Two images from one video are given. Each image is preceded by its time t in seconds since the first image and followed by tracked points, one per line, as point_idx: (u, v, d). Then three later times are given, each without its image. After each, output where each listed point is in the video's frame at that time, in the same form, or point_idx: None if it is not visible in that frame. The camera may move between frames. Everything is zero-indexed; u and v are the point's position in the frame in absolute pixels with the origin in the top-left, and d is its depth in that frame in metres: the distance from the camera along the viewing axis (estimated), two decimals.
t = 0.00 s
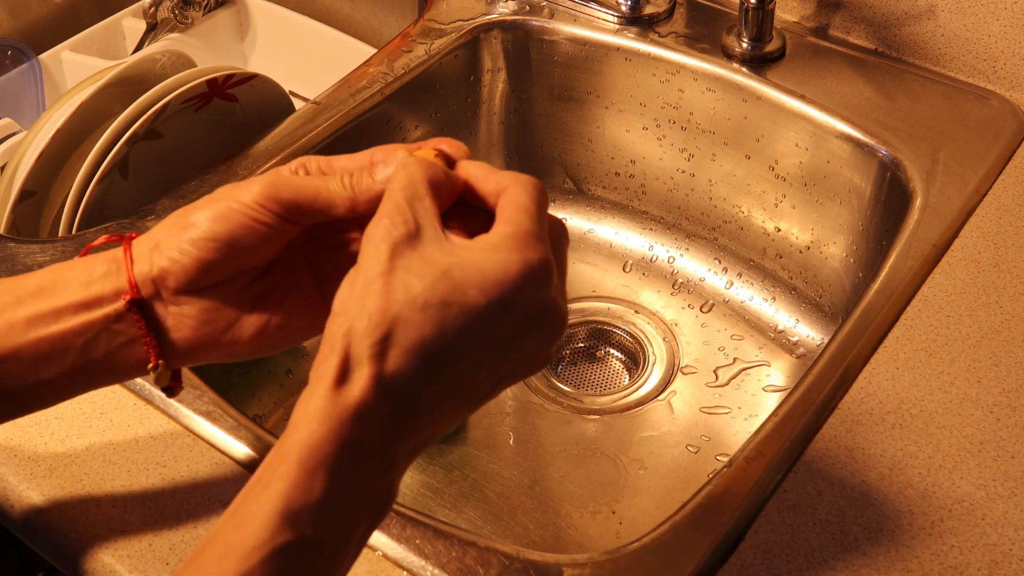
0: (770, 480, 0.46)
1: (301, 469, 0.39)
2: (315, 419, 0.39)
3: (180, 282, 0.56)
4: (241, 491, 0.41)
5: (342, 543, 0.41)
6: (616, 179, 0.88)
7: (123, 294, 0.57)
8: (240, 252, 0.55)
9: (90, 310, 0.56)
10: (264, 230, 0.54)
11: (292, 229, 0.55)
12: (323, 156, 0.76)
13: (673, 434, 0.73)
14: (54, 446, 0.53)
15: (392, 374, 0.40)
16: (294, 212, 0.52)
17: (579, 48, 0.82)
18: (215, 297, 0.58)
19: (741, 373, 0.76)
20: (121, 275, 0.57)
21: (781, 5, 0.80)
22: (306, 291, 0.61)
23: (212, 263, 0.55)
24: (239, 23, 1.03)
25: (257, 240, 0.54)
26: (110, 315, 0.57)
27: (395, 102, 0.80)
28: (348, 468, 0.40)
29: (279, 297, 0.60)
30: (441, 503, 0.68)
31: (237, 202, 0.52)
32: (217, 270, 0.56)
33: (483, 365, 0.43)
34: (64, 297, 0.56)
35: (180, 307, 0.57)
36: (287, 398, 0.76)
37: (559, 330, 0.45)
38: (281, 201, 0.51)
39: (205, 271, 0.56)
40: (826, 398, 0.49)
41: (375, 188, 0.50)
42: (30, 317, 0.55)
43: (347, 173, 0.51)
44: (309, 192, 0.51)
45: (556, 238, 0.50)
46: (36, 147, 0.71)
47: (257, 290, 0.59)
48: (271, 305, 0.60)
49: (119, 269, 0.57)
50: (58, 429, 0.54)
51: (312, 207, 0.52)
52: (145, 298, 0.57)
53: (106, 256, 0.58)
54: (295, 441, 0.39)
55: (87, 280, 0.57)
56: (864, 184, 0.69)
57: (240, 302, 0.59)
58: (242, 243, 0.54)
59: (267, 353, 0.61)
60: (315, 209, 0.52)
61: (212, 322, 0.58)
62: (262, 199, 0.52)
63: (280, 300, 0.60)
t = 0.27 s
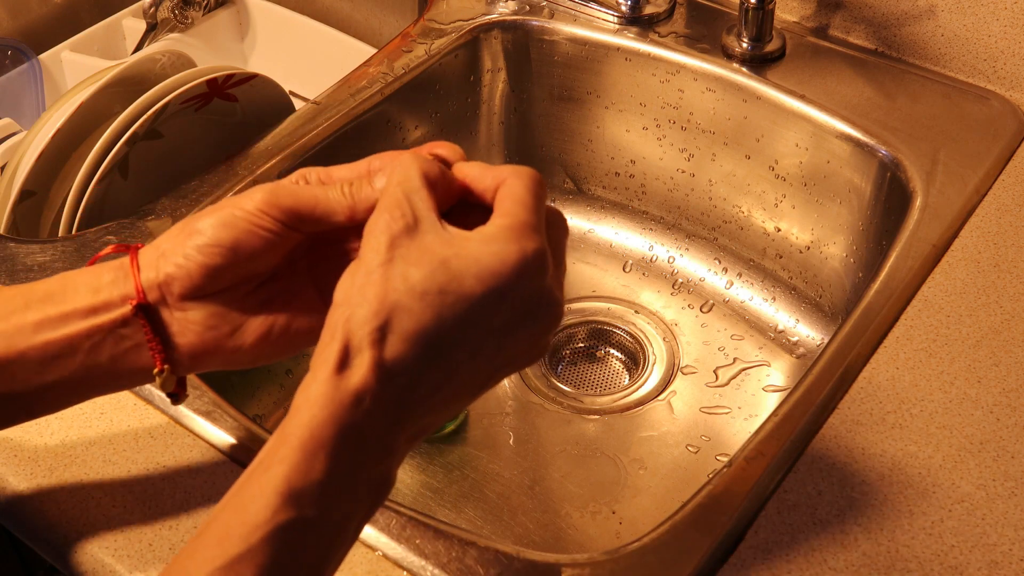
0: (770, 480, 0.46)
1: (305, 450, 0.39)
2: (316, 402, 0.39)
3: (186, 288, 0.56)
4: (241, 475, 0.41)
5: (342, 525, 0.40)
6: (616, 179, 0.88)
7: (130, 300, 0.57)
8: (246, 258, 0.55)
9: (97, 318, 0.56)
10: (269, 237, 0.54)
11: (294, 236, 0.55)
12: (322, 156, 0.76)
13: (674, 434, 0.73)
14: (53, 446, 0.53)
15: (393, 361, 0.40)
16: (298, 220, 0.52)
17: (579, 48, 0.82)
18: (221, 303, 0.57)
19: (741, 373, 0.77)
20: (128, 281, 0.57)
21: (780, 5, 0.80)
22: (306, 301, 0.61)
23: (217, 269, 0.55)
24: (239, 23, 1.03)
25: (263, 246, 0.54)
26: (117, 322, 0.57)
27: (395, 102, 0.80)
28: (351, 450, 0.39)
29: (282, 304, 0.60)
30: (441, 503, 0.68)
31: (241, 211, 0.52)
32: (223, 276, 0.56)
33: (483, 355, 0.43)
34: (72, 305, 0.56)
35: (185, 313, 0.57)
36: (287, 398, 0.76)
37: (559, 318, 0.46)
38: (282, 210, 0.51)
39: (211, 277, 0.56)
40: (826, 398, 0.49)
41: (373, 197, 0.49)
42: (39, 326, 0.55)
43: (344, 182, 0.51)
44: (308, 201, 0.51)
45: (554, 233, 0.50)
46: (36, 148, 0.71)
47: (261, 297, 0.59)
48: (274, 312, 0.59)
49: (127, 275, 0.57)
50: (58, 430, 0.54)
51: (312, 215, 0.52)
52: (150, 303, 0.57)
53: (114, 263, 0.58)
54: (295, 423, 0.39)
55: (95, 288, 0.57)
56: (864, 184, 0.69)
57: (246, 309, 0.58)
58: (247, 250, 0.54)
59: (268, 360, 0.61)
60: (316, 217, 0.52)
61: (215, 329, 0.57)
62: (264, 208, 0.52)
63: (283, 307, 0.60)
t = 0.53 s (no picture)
0: (770, 480, 0.46)
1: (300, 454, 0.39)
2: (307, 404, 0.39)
3: (174, 282, 0.56)
4: (234, 476, 0.41)
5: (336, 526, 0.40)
6: (616, 179, 0.88)
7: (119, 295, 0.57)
8: (234, 254, 0.55)
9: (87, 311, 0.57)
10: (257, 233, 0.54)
11: (284, 232, 0.55)
12: (322, 156, 0.76)
13: (673, 434, 0.73)
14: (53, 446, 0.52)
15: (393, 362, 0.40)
16: (287, 216, 0.52)
17: (579, 48, 0.82)
18: (209, 298, 0.58)
19: (741, 373, 0.77)
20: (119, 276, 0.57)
21: (781, 5, 0.80)
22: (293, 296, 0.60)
23: (203, 264, 0.55)
24: (239, 23, 1.03)
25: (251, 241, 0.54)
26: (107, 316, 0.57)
27: (395, 102, 0.80)
28: (346, 452, 0.40)
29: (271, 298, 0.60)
30: (441, 503, 0.68)
31: (230, 206, 0.52)
32: (211, 271, 0.56)
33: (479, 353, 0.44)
34: (62, 297, 0.56)
35: (173, 308, 0.57)
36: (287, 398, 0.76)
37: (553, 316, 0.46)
38: (271, 204, 0.51)
39: (198, 272, 0.56)
40: (827, 398, 0.49)
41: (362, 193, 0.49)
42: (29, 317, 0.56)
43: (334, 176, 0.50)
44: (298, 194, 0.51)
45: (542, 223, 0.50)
46: (36, 147, 0.71)
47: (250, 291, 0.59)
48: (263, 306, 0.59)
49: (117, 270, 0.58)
50: (58, 429, 0.54)
51: (302, 210, 0.51)
52: (140, 298, 0.57)
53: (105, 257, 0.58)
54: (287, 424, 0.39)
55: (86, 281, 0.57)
56: (864, 184, 0.69)
57: (234, 303, 0.58)
58: (235, 245, 0.54)
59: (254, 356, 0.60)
60: (305, 211, 0.51)
61: (202, 324, 0.58)
62: (254, 202, 0.51)
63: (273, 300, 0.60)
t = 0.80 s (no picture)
0: (770, 479, 0.46)
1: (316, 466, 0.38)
2: (328, 414, 0.39)
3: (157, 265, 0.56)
4: (246, 488, 0.41)
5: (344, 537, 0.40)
6: (616, 179, 0.88)
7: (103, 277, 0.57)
8: (216, 235, 0.56)
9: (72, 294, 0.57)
10: (238, 211, 0.55)
11: (267, 210, 0.57)
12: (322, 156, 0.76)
13: (673, 434, 0.73)
14: (52, 447, 0.52)
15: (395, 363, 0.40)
16: (269, 193, 0.54)
17: (579, 48, 0.82)
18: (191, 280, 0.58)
19: (741, 373, 0.77)
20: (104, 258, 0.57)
21: (780, 5, 0.80)
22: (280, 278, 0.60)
23: (186, 246, 0.56)
24: (239, 23, 1.03)
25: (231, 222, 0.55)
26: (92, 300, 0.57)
27: (395, 102, 0.80)
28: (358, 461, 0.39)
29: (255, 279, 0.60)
30: (441, 503, 0.68)
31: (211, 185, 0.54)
32: (193, 253, 0.56)
33: (479, 353, 0.44)
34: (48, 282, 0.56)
35: (156, 290, 0.57)
36: (286, 398, 0.76)
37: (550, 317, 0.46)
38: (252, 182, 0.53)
39: (179, 255, 0.56)
40: (827, 398, 0.49)
41: (344, 169, 0.51)
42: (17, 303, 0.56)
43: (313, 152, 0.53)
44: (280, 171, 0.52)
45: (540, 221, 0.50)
46: (37, 148, 0.71)
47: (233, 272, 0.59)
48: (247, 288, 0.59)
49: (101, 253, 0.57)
50: (58, 429, 0.53)
51: (283, 186, 0.53)
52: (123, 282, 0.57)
53: (89, 239, 0.58)
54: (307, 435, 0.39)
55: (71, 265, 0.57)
56: (864, 184, 0.69)
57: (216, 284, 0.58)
58: (217, 225, 0.55)
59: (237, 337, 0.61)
60: (286, 187, 0.53)
61: (185, 306, 0.58)
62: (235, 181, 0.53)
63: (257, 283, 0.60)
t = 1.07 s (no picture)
0: (770, 479, 0.46)
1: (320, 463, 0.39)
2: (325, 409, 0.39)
3: (141, 258, 0.57)
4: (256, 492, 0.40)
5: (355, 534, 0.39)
6: (616, 179, 0.88)
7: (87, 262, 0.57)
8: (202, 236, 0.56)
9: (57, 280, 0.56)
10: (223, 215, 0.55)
11: (246, 215, 0.56)
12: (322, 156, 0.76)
13: (673, 434, 0.73)
14: (53, 447, 0.52)
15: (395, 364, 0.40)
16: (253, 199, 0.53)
17: (579, 48, 0.82)
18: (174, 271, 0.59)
19: (741, 373, 0.77)
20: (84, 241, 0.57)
21: (781, 5, 0.80)
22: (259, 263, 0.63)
23: (171, 245, 0.56)
24: (239, 23, 1.03)
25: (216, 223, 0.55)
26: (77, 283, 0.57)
27: (395, 102, 0.80)
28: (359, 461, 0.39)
29: (232, 265, 0.62)
30: (441, 503, 0.68)
31: (198, 188, 0.53)
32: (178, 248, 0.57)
33: (478, 352, 0.44)
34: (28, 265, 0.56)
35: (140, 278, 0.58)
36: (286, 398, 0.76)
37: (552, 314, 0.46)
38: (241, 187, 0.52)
39: (164, 251, 0.57)
40: (827, 398, 0.49)
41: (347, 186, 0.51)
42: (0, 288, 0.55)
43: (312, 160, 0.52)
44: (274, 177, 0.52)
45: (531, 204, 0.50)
46: (36, 147, 0.71)
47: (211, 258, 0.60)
48: (224, 275, 0.62)
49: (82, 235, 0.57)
50: (58, 429, 0.53)
51: (275, 193, 0.53)
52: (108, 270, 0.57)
53: (66, 214, 0.57)
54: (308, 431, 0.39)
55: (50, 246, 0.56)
56: (864, 184, 0.69)
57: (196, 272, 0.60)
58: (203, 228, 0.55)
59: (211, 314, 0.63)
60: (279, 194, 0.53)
61: (169, 295, 0.59)
62: (222, 188, 0.52)
63: (234, 269, 0.62)
